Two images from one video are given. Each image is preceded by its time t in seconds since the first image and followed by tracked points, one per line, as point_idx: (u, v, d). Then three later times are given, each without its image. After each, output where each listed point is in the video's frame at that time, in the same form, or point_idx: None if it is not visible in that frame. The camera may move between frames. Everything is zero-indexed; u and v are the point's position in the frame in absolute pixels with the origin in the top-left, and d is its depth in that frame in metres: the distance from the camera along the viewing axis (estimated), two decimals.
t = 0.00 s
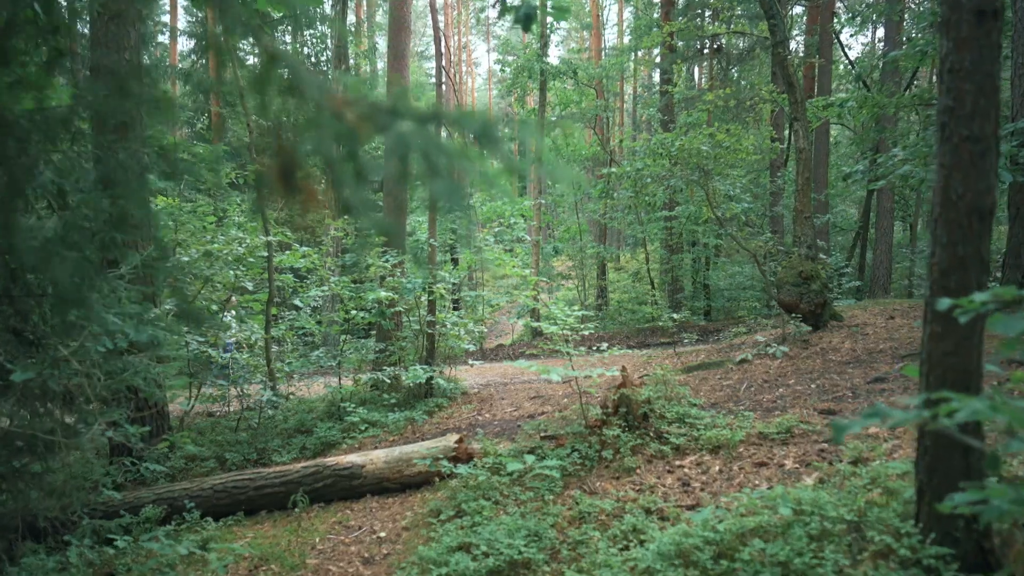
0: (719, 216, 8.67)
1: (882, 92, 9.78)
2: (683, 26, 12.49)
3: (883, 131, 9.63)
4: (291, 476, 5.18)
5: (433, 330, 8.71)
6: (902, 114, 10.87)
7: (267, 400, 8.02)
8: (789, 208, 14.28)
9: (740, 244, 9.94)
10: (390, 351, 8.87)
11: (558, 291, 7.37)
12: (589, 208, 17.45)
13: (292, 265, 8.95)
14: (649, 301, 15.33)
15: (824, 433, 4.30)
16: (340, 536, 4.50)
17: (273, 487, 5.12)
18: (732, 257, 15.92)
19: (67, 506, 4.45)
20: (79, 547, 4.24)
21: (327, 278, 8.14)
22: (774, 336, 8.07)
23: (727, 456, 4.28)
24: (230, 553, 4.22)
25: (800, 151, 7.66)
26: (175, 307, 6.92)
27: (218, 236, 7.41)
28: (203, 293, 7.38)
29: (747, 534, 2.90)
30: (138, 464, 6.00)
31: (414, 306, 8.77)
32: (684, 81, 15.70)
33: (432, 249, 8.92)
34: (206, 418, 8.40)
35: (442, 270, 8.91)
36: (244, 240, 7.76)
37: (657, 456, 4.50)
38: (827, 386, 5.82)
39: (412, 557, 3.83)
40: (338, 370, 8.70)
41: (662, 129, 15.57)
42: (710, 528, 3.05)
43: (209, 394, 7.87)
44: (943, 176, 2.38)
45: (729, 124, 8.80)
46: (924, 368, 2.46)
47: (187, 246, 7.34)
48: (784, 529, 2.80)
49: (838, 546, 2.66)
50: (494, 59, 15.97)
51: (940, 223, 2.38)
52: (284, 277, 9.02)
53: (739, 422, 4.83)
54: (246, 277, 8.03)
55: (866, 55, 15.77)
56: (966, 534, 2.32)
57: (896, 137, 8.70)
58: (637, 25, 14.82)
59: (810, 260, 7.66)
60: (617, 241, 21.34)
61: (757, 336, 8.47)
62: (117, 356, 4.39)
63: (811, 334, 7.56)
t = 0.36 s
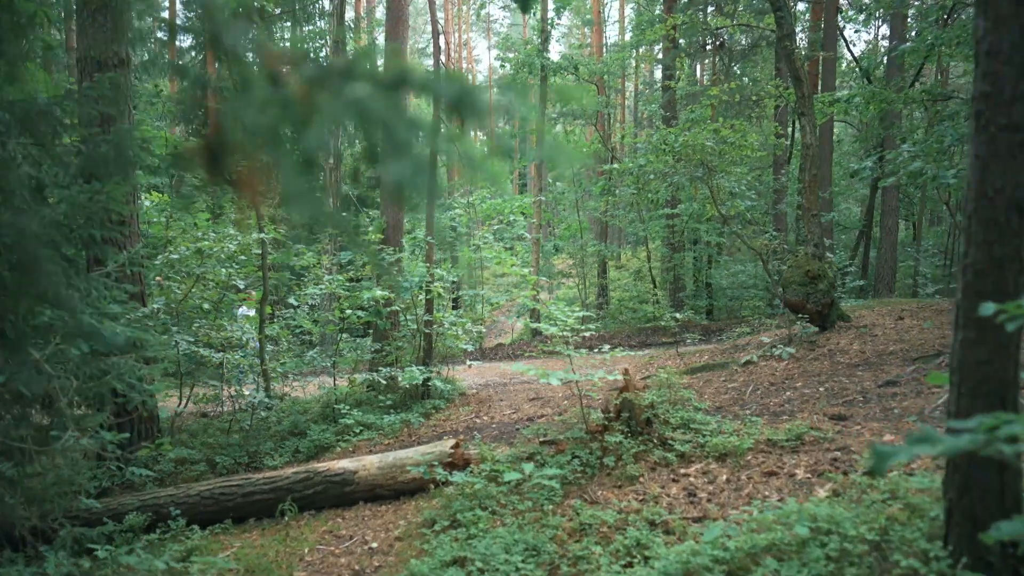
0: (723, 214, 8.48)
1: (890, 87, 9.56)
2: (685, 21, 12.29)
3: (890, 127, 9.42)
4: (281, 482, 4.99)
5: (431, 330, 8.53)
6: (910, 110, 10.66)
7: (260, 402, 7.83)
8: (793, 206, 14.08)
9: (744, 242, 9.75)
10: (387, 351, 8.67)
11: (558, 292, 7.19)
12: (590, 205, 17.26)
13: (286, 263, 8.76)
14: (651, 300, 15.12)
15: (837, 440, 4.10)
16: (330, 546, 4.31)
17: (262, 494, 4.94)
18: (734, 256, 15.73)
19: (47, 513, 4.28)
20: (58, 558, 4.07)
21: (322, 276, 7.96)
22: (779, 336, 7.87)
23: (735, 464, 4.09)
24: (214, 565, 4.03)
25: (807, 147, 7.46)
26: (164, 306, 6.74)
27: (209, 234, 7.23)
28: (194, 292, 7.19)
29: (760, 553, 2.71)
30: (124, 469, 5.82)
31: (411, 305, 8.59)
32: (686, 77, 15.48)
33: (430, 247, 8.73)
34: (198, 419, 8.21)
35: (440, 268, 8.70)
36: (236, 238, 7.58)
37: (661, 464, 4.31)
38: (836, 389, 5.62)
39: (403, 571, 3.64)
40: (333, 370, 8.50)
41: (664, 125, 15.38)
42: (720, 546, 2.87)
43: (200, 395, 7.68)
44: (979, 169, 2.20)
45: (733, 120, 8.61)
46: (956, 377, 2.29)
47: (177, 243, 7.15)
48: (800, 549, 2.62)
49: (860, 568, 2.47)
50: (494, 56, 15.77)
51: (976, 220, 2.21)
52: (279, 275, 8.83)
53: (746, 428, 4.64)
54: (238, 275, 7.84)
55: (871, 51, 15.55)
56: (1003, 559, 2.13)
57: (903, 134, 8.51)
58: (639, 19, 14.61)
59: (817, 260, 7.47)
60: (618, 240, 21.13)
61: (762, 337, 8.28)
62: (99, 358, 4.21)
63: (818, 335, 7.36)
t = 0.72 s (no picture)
0: (730, 209, 8.29)
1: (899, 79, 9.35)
2: (689, 14, 12.09)
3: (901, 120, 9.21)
4: (275, 486, 4.80)
5: (431, 328, 8.35)
6: (920, 103, 10.44)
7: (256, 402, 7.65)
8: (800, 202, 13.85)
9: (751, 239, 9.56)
10: (386, 350, 8.48)
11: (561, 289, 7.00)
12: (592, 201, 17.07)
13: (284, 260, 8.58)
14: (654, 297, 14.92)
15: (857, 444, 3.92)
16: (326, 555, 4.12)
17: (255, 499, 4.75)
18: (739, 252, 15.53)
19: (33, 519, 4.10)
20: (41, 567, 3.89)
21: (320, 274, 7.78)
22: (788, 334, 7.67)
23: (749, 470, 3.90)
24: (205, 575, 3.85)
25: (817, 140, 7.26)
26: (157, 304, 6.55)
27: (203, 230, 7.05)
28: (188, 290, 7.01)
29: (783, 568, 2.53)
30: (115, 472, 5.64)
31: (411, 303, 8.40)
32: (690, 72, 15.28)
33: (431, 244, 8.55)
34: (194, 419, 8.03)
35: (441, 265, 8.50)
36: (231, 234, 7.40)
37: (671, 469, 4.13)
38: (851, 390, 5.43)
39: None
40: (331, 370, 8.31)
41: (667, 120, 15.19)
42: (740, 560, 2.68)
43: (196, 395, 7.51)
44: None
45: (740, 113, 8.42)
46: (1002, 381, 2.12)
47: (170, 239, 6.97)
48: (827, 566, 2.43)
49: None
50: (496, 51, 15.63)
51: None
52: (276, 272, 8.65)
53: (760, 431, 4.45)
54: (234, 273, 7.66)
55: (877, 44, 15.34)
56: None
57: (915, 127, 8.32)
58: (643, 13, 14.42)
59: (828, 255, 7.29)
60: (620, 237, 20.89)
61: (770, 335, 8.09)
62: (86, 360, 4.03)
63: (828, 333, 7.17)
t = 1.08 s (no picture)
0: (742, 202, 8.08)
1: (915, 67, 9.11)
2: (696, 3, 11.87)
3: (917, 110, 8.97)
4: (273, 490, 4.59)
5: (435, 325, 8.12)
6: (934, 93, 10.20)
7: (255, 401, 7.43)
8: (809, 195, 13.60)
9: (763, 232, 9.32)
10: (389, 347, 8.25)
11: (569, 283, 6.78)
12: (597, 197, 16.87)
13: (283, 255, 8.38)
14: (661, 293, 14.68)
15: (888, 446, 3.69)
16: (325, 563, 3.91)
17: (252, 503, 4.53)
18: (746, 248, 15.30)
19: (18, 524, 3.90)
20: None
21: (320, 268, 7.56)
22: (803, 330, 7.44)
23: (775, 473, 3.68)
24: None
25: (833, 130, 7.02)
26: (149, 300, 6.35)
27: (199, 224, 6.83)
28: (184, 286, 6.80)
29: None
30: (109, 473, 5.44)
31: (413, 299, 8.18)
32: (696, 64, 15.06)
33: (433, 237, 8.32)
34: (192, 418, 7.82)
35: (445, 260, 8.26)
36: (228, 228, 7.19)
37: (690, 472, 3.90)
38: (874, 388, 5.20)
39: None
40: (332, 368, 8.09)
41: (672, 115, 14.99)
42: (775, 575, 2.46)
43: (194, 394, 7.30)
44: None
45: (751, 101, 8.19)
46: None
47: (164, 233, 6.76)
48: None
49: None
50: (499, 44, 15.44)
51: None
52: (275, 268, 8.44)
53: (782, 431, 4.22)
54: (232, 268, 7.44)
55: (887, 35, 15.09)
56: None
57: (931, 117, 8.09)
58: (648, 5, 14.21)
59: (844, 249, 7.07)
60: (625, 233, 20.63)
61: (784, 331, 7.87)
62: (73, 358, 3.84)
63: (846, 329, 6.94)
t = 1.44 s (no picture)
0: (754, 192, 7.83)
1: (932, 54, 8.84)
2: None
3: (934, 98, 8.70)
4: (268, 492, 4.36)
5: (439, 319, 7.90)
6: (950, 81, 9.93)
7: (254, 399, 7.21)
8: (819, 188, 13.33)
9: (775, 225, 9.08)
10: (391, 343, 8.00)
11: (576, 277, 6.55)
12: (602, 191, 16.64)
13: (283, 249, 8.15)
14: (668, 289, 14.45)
15: (923, 446, 3.45)
16: (323, 570, 3.68)
17: (247, 505, 4.31)
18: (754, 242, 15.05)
19: None
20: None
21: (321, 261, 7.34)
22: (818, 324, 7.20)
23: (801, 474, 3.45)
24: None
25: (851, 116, 6.77)
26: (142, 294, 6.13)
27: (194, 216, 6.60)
28: (179, 279, 6.58)
29: None
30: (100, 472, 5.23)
31: (416, 293, 7.96)
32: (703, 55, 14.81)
33: (437, 230, 8.10)
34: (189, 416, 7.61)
35: (448, 253, 8.01)
36: (224, 220, 6.97)
37: (709, 474, 3.67)
38: (899, 385, 4.95)
39: None
40: (333, 365, 7.86)
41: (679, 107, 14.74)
42: None
43: (191, 391, 7.09)
44: None
45: (763, 89, 7.94)
46: None
47: (158, 225, 6.54)
48: None
49: None
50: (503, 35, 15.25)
51: None
52: (275, 262, 8.22)
53: (806, 430, 3.99)
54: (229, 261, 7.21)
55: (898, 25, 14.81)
56: None
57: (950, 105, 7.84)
58: None
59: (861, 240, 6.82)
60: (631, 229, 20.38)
61: (799, 326, 7.62)
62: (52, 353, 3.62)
63: (864, 323, 6.69)
